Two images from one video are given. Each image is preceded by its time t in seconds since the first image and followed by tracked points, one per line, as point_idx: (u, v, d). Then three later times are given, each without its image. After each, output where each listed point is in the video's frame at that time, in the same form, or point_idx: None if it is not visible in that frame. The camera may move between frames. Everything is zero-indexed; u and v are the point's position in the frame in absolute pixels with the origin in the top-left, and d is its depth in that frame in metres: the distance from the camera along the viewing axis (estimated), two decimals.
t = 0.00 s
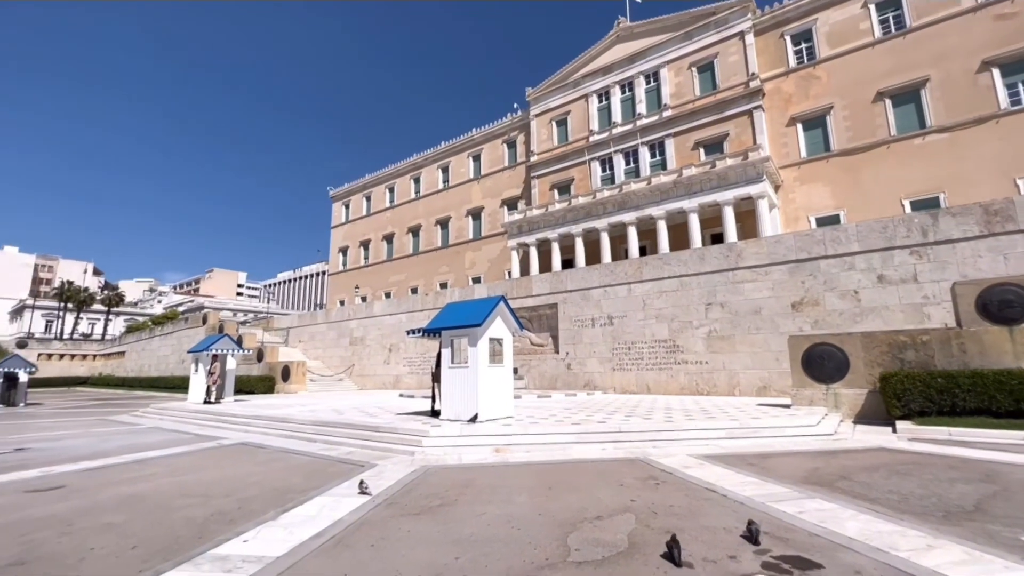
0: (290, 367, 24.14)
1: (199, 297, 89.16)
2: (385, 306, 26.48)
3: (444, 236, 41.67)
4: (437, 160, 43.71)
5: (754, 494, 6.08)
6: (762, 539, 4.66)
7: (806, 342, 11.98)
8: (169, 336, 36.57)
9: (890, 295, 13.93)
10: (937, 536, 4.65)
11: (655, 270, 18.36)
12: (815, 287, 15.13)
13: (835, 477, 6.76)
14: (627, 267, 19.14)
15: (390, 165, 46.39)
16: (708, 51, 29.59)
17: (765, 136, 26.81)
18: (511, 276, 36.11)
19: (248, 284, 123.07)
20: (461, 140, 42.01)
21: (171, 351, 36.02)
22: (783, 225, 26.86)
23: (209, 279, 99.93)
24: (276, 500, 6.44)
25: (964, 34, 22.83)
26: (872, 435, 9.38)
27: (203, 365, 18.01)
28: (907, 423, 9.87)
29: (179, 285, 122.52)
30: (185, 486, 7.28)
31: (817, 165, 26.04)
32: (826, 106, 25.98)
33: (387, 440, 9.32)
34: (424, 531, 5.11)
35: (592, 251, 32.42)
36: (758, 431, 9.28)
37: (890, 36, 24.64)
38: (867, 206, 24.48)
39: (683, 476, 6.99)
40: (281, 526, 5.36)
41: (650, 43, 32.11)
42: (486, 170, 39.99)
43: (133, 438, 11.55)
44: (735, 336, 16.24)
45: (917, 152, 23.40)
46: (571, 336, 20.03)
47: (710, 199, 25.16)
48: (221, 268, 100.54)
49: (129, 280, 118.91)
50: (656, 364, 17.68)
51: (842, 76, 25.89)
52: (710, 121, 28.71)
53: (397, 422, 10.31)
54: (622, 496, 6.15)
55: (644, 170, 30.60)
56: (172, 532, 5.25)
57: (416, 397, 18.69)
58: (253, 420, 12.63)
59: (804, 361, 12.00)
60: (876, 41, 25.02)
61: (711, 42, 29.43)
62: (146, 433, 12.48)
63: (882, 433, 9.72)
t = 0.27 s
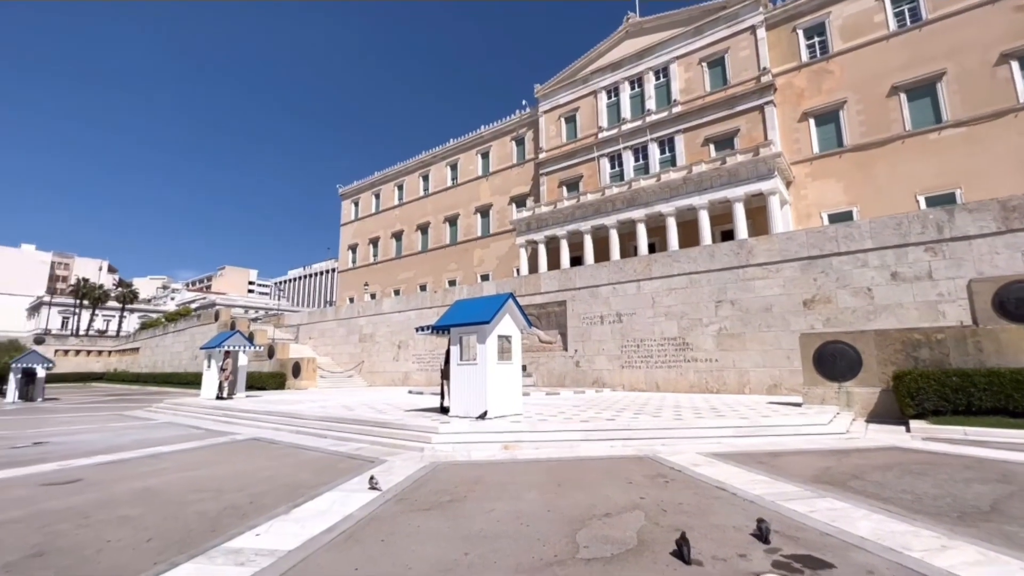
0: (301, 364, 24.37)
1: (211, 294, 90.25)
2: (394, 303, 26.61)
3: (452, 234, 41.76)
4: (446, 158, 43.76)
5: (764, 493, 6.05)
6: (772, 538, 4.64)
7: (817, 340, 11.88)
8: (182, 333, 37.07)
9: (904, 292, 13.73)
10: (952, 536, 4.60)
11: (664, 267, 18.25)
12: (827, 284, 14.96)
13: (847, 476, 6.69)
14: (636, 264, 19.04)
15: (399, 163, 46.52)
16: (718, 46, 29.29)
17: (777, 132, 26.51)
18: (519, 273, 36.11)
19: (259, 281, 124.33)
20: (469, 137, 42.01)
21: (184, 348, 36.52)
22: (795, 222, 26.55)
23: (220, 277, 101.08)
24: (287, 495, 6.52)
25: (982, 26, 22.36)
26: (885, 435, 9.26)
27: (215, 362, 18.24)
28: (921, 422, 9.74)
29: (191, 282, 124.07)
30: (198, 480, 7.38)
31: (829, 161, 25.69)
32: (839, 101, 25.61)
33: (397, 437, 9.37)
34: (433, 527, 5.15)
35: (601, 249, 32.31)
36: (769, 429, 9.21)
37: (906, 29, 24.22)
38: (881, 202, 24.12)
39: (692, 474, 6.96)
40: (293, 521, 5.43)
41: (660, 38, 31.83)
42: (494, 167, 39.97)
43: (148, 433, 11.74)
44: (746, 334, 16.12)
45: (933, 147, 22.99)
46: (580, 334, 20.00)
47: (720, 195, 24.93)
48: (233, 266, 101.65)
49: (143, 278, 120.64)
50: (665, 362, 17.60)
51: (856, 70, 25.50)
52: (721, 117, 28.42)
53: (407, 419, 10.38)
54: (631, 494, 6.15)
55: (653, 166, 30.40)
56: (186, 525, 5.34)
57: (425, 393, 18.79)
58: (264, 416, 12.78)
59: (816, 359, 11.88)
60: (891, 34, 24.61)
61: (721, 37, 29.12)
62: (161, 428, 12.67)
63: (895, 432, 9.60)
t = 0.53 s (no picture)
0: (312, 360, 24.62)
1: (224, 291, 91.39)
2: (404, 300, 26.74)
3: (462, 231, 41.83)
4: (455, 155, 43.81)
5: (775, 491, 6.00)
6: (784, 537, 4.61)
7: (830, 338, 11.71)
8: (196, 330, 37.59)
9: (920, 290, 13.50)
10: (968, 537, 4.53)
11: (674, 264, 18.13)
12: (841, 281, 14.77)
13: (860, 476, 6.60)
14: (646, 261, 18.93)
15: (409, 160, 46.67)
16: (730, 41, 28.94)
17: (790, 127, 26.15)
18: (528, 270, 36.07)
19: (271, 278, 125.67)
20: (478, 134, 41.99)
21: (198, 344, 37.05)
22: (808, 218, 26.22)
23: (233, 274, 102.32)
24: (299, 490, 6.60)
25: (1003, 17, 21.84)
26: (900, 434, 9.13)
27: (228, 358, 18.49)
28: (937, 421, 9.58)
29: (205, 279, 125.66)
30: (212, 474, 7.50)
31: (843, 156, 25.30)
32: (854, 96, 25.20)
33: (406, 432, 9.44)
34: (443, 522, 5.19)
35: (610, 246, 32.15)
36: (780, 428, 9.13)
37: (923, 22, 23.74)
38: (897, 198, 23.73)
39: (702, 472, 6.93)
40: (305, 515, 5.49)
41: (671, 33, 31.52)
42: (504, 164, 39.93)
43: (163, 428, 11.94)
44: (757, 332, 15.98)
45: (951, 141, 22.54)
46: (589, 331, 19.95)
47: (732, 191, 24.67)
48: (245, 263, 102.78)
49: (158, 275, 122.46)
50: (675, 359, 17.51)
51: (871, 63, 25.06)
52: (733, 112, 28.11)
53: (416, 415, 10.44)
54: (640, 491, 6.13)
55: (664, 162, 30.16)
56: (200, 518, 5.43)
57: (435, 390, 18.89)
58: (276, 411, 12.92)
59: (829, 356, 11.73)
60: (908, 27, 24.13)
61: (734, 31, 28.76)
62: (175, 423, 12.88)
63: (910, 431, 9.46)
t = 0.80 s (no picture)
0: (325, 356, 24.87)
1: (238, 288, 92.61)
2: (415, 297, 26.86)
3: (472, 228, 41.88)
4: (466, 152, 43.82)
5: (789, 491, 5.94)
6: (798, 537, 4.55)
7: (846, 336, 11.57)
8: (211, 326, 38.17)
9: (939, 287, 13.23)
10: (989, 539, 4.43)
11: (687, 261, 17.97)
12: (857, 278, 14.53)
13: (876, 476, 6.50)
14: (658, 258, 18.79)
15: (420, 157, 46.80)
16: (744, 34, 28.54)
17: (805, 121, 25.74)
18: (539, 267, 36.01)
19: (284, 275, 127.08)
20: (489, 131, 41.95)
21: (213, 340, 37.64)
22: (823, 214, 25.82)
23: (247, 271, 103.65)
24: (312, 484, 6.67)
25: None
26: (917, 434, 8.97)
27: (243, 354, 18.76)
28: (956, 421, 9.39)
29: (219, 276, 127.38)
30: (228, 468, 7.62)
31: (860, 150, 24.84)
32: (872, 89, 24.71)
33: (418, 429, 9.50)
34: (454, 518, 5.22)
35: (622, 242, 31.97)
36: (794, 426, 9.03)
37: (944, 12, 23.18)
38: (915, 193, 23.26)
39: (715, 471, 6.87)
40: (319, 509, 5.56)
41: (683, 27, 31.17)
42: (514, 161, 39.85)
43: (180, 422, 12.16)
44: (771, 329, 15.79)
45: (972, 134, 22.00)
46: (600, 328, 19.87)
47: (745, 187, 24.37)
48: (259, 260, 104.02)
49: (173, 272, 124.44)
50: (687, 357, 17.38)
51: (889, 56, 24.54)
52: (747, 106, 27.72)
53: (427, 412, 10.49)
54: (652, 489, 6.11)
55: (676, 158, 29.88)
56: (216, 512, 5.53)
57: (446, 386, 18.98)
58: (290, 407, 13.08)
59: (844, 354, 11.54)
60: (928, 17, 23.59)
61: (747, 24, 28.35)
62: (192, 418, 13.09)
63: (927, 431, 9.29)
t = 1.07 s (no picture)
0: (337, 352, 25.11)
1: (252, 285, 93.73)
2: (427, 294, 26.97)
3: (483, 225, 41.91)
4: (477, 148, 43.82)
5: (806, 489, 5.87)
6: (815, 536, 4.51)
7: (864, 333, 11.41)
8: (226, 322, 38.71)
9: (960, 283, 12.96)
10: (1013, 540, 4.34)
11: (700, 257, 17.81)
12: (874, 274, 14.30)
13: (895, 475, 6.41)
14: (670, 254, 18.64)
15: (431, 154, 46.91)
16: (759, 27, 28.13)
17: (821, 115, 25.34)
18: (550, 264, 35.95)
19: (296, 272, 128.36)
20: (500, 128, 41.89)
21: (228, 336, 38.20)
22: (839, 209, 25.44)
23: (260, 268, 104.85)
24: (327, 478, 6.74)
25: None
26: (938, 433, 8.81)
27: (257, 350, 19.00)
28: (977, 420, 9.21)
29: (233, 273, 129.08)
30: (244, 462, 7.73)
31: (878, 144, 24.42)
32: (890, 81, 24.23)
33: (431, 424, 9.55)
34: (468, 513, 5.24)
35: (633, 239, 31.81)
36: (810, 424, 8.93)
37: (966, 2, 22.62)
38: (935, 187, 22.81)
39: (729, 468, 6.82)
40: (334, 503, 5.62)
41: (696, 21, 30.80)
42: (525, 157, 39.76)
43: (198, 416, 12.36)
44: (785, 326, 15.62)
45: (994, 127, 21.48)
46: (612, 325, 19.79)
47: (759, 182, 24.07)
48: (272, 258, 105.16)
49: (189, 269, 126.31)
50: (700, 354, 17.26)
51: (909, 47, 24.03)
52: (761, 100, 27.35)
53: (440, 407, 10.55)
54: (666, 486, 6.07)
55: (689, 154, 29.58)
56: (234, 504, 5.61)
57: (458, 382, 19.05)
58: (304, 402, 13.22)
59: (862, 352, 11.36)
60: (949, 7, 23.04)
61: (762, 16, 27.94)
62: (209, 412, 13.30)
63: (948, 430, 9.12)
